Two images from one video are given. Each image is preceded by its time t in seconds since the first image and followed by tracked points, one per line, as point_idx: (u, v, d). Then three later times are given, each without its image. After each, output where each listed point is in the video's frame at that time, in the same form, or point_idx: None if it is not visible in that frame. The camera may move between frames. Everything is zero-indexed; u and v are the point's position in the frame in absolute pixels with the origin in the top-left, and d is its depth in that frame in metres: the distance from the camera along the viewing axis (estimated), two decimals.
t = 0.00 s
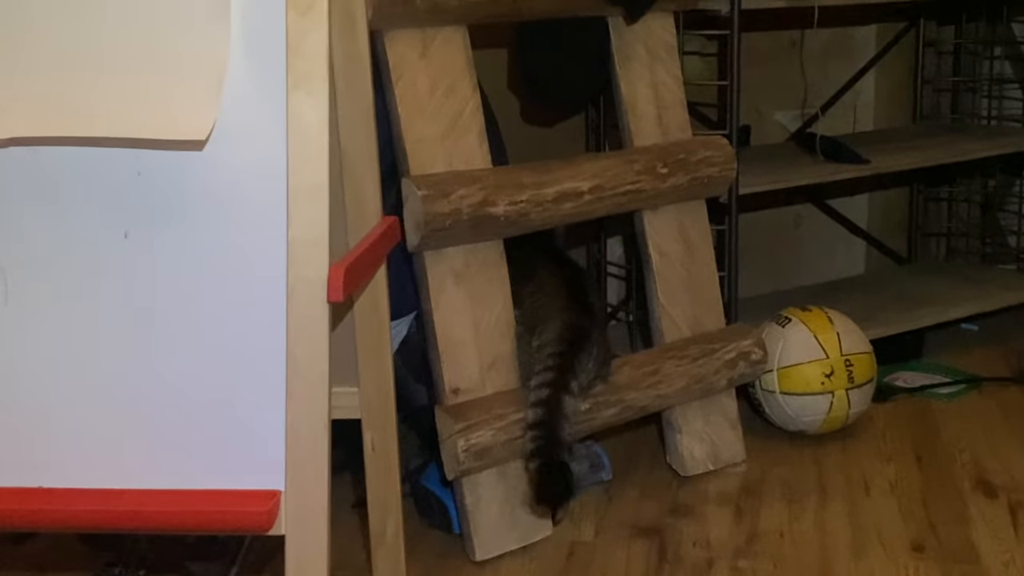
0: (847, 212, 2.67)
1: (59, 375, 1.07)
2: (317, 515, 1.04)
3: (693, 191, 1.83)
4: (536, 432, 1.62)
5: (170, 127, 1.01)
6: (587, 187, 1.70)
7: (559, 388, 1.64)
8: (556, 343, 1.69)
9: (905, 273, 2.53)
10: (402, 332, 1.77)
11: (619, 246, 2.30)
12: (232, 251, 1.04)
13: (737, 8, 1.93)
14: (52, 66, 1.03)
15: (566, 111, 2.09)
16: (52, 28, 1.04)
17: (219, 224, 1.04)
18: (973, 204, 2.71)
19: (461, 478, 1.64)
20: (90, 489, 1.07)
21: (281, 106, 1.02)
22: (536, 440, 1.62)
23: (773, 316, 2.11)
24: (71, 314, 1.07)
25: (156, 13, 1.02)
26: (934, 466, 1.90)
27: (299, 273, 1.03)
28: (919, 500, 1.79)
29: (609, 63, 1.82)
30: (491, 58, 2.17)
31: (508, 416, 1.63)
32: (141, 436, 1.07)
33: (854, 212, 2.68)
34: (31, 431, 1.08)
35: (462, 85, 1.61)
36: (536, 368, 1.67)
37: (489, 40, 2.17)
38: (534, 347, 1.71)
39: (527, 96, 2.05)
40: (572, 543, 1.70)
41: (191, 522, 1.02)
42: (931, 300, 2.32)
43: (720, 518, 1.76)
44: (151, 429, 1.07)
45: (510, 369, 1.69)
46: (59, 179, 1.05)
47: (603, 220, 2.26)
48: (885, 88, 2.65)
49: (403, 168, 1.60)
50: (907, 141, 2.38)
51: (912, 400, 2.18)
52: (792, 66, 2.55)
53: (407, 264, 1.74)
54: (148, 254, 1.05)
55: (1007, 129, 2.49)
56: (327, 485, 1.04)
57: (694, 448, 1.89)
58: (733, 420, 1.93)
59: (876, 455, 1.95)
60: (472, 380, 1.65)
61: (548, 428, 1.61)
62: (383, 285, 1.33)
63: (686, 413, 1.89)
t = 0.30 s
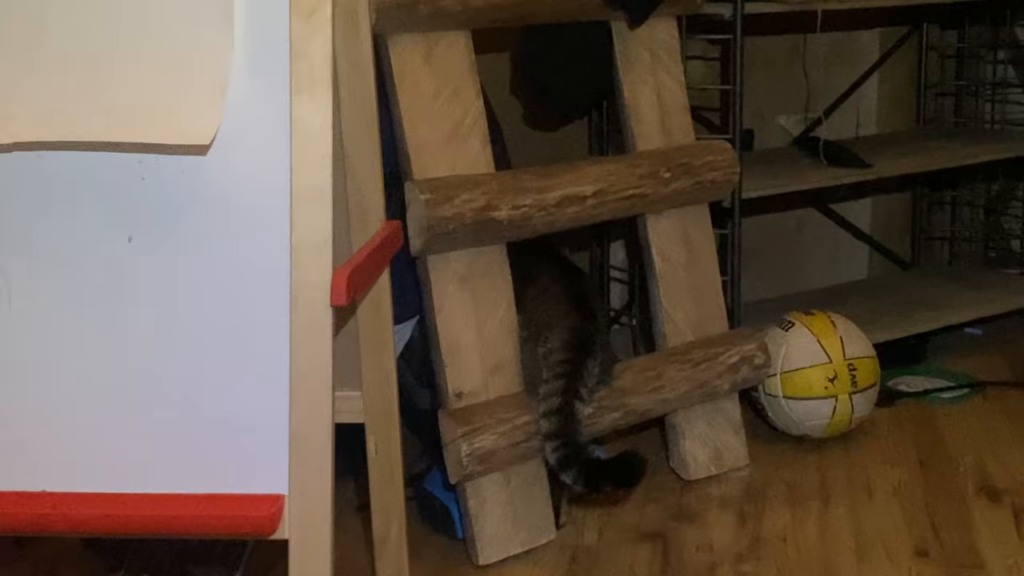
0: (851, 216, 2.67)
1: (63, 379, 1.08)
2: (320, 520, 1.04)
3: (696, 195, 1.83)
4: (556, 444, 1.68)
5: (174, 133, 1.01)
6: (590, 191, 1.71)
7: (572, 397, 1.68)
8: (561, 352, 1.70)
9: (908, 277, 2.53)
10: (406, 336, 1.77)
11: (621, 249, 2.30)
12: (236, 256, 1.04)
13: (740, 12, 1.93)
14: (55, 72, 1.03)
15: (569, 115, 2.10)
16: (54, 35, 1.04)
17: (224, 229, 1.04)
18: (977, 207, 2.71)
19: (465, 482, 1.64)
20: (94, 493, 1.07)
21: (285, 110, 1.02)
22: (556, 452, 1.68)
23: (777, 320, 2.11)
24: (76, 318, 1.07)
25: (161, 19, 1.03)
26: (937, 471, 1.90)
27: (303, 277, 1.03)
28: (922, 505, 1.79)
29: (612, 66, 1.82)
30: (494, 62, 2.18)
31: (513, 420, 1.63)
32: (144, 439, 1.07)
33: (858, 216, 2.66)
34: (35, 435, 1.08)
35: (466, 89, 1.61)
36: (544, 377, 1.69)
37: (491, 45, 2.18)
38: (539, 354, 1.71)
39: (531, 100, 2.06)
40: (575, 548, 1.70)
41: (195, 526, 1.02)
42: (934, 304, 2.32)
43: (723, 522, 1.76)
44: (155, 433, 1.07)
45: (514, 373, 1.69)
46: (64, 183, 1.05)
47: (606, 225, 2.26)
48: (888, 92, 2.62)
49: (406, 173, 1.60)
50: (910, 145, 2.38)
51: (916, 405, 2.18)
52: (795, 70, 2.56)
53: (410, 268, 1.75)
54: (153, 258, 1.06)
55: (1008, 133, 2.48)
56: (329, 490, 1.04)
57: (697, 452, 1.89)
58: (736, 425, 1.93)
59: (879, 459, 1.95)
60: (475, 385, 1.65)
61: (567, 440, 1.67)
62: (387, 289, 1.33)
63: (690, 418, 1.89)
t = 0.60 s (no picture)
0: (852, 221, 2.67)
1: (63, 383, 1.08)
2: (321, 528, 1.04)
3: (698, 201, 1.83)
4: (551, 447, 1.62)
5: (174, 139, 1.01)
6: (592, 198, 1.70)
7: (578, 403, 1.64)
8: (566, 360, 1.67)
9: (911, 283, 2.52)
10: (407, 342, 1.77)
11: (623, 255, 2.31)
12: (236, 262, 1.04)
13: (742, 19, 1.93)
14: (55, 78, 1.03)
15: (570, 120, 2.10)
16: (58, 42, 1.04)
17: (223, 236, 1.04)
18: (979, 214, 2.71)
19: (466, 489, 1.64)
20: (95, 499, 1.07)
21: (286, 117, 1.02)
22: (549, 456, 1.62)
23: (779, 326, 2.11)
24: (75, 323, 1.07)
25: (162, 26, 1.03)
26: (940, 477, 1.90)
27: (304, 284, 1.03)
28: (925, 511, 1.78)
29: (614, 73, 1.82)
30: (495, 68, 2.17)
31: (515, 426, 1.63)
32: (145, 446, 1.07)
33: (859, 222, 2.68)
34: (35, 439, 1.08)
35: (467, 96, 1.61)
36: (550, 383, 1.67)
37: (492, 51, 2.17)
38: (544, 362, 1.70)
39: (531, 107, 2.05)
40: (577, 554, 1.70)
41: (196, 532, 1.02)
42: (936, 310, 2.32)
43: (725, 529, 1.76)
44: (155, 438, 1.07)
45: (515, 380, 1.69)
46: (64, 189, 1.05)
47: (608, 231, 2.26)
48: (891, 97, 2.65)
49: (408, 179, 1.60)
50: (913, 151, 2.38)
51: (919, 411, 2.17)
52: (796, 76, 2.55)
53: (411, 275, 1.75)
54: (154, 264, 1.06)
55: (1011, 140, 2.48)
56: (329, 497, 1.04)
57: (699, 459, 1.89)
58: (739, 432, 1.92)
59: (881, 465, 1.95)
60: (476, 391, 1.65)
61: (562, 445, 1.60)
62: (388, 296, 1.33)
63: (692, 424, 1.89)
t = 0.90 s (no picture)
0: (853, 228, 2.68)
1: (63, 389, 1.08)
2: (322, 534, 1.04)
3: (699, 207, 1.83)
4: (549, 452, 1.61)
5: (174, 146, 1.01)
6: (593, 205, 1.71)
7: (576, 407, 1.63)
8: (565, 365, 1.68)
9: (913, 289, 2.52)
10: (408, 349, 1.77)
11: (624, 261, 2.31)
12: (236, 269, 1.05)
13: (744, 26, 1.93)
14: (56, 85, 1.04)
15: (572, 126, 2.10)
16: (58, 49, 1.04)
17: (224, 243, 1.04)
18: (981, 220, 2.71)
19: (467, 495, 1.64)
20: (96, 505, 1.07)
21: (287, 123, 1.02)
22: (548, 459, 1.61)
23: (780, 332, 2.11)
24: (75, 329, 1.07)
25: (163, 33, 1.03)
26: (941, 483, 1.90)
27: (305, 290, 1.03)
28: (926, 518, 1.78)
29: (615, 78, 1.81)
30: (496, 74, 2.18)
31: (516, 432, 1.62)
32: (144, 452, 1.08)
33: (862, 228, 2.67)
34: (34, 444, 1.08)
35: (469, 103, 1.62)
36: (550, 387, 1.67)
37: (493, 57, 2.17)
38: (544, 366, 1.72)
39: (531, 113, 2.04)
40: (579, 561, 1.70)
41: (196, 538, 1.02)
42: (937, 316, 2.32)
43: (726, 535, 1.76)
44: (154, 445, 1.07)
45: (516, 386, 1.69)
46: (64, 195, 1.06)
47: (610, 236, 2.25)
48: (892, 102, 2.65)
49: (410, 185, 1.61)
50: (914, 157, 2.38)
51: (920, 418, 2.17)
52: (797, 82, 2.55)
53: (412, 281, 1.75)
54: (154, 271, 1.06)
55: (1012, 146, 2.48)
56: (330, 503, 1.04)
57: (701, 465, 1.89)
58: (741, 438, 1.92)
59: (883, 472, 1.94)
60: (478, 397, 1.65)
61: (562, 448, 1.60)
62: (389, 302, 1.33)
63: (694, 431, 1.89)
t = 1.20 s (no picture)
0: (858, 233, 2.67)
1: (68, 392, 1.08)
2: (327, 538, 1.04)
3: (703, 213, 1.83)
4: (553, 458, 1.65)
5: (180, 150, 1.01)
6: (598, 210, 1.71)
7: (580, 413, 1.67)
8: (570, 371, 1.70)
9: (917, 295, 2.52)
10: (413, 354, 1.77)
11: (629, 266, 2.30)
12: (241, 273, 1.05)
13: (749, 31, 1.93)
14: (64, 90, 1.04)
15: (577, 131, 2.11)
16: (65, 54, 1.05)
17: (229, 248, 1.05)
18: (986, 226, 2.70)
19: (472, 500, 1.64)
20: (102, 509, 1.07)
21: (293, 128, 1.03)
22: (554, 465, 1.65)
23: (785, 338, 2.11)
24: (80, 333, 1.07)
25: (171, 38, 1.03)
26: (946, 489, 1.89)
27: (310, 294, 1.03)
28: (931, 523, 1.78)
29: (620, 84, 1.82)
30: (501, 80, 2.18)
31: (521, 437, 1.62)
32: (149, 456, 1.08)
33: (866, 233, 2.68)
34: (38, 448, 1.08)
35: (474, 108, 1.62)
36: (554, 392, 1.68)
37: (498, 62, 2.17)
38: (548, 370, 1.72)
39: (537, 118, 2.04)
40: (583, 566, 1.70)
41: (201, 542, 1.03)
42: (942, 322, 2.31)
43: (731, 540, 1.76)
44: (159, 449, 1.08)
45: (521, 391, 1.69)
46: (70, 200, 1.06)
47: (615, 242, 2.26)
48: (898, 108, 2.65)
49: (415, 190, 1.61)
50: (919, 163, 2.38)
51: (925, 424, 2.17)
52: (802, 88, 2.55)
53: (417, 287, 1.75)
54: (159, 275, 1.06)
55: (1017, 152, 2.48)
56: (336, 507, 1.05)
57: (706, 471, 1.89)
58: (745, 443, 1.92)
59: (888, 477, 1.94)
60: (482, 402, 1.65)
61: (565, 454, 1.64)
62: (394, 306, 1.33)
63: (698, 436, 1.89)
